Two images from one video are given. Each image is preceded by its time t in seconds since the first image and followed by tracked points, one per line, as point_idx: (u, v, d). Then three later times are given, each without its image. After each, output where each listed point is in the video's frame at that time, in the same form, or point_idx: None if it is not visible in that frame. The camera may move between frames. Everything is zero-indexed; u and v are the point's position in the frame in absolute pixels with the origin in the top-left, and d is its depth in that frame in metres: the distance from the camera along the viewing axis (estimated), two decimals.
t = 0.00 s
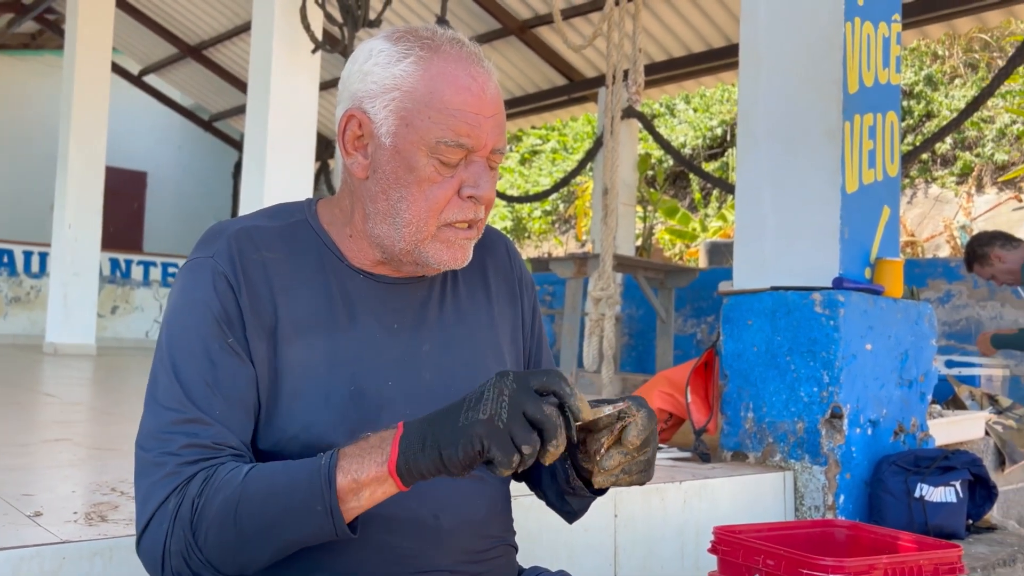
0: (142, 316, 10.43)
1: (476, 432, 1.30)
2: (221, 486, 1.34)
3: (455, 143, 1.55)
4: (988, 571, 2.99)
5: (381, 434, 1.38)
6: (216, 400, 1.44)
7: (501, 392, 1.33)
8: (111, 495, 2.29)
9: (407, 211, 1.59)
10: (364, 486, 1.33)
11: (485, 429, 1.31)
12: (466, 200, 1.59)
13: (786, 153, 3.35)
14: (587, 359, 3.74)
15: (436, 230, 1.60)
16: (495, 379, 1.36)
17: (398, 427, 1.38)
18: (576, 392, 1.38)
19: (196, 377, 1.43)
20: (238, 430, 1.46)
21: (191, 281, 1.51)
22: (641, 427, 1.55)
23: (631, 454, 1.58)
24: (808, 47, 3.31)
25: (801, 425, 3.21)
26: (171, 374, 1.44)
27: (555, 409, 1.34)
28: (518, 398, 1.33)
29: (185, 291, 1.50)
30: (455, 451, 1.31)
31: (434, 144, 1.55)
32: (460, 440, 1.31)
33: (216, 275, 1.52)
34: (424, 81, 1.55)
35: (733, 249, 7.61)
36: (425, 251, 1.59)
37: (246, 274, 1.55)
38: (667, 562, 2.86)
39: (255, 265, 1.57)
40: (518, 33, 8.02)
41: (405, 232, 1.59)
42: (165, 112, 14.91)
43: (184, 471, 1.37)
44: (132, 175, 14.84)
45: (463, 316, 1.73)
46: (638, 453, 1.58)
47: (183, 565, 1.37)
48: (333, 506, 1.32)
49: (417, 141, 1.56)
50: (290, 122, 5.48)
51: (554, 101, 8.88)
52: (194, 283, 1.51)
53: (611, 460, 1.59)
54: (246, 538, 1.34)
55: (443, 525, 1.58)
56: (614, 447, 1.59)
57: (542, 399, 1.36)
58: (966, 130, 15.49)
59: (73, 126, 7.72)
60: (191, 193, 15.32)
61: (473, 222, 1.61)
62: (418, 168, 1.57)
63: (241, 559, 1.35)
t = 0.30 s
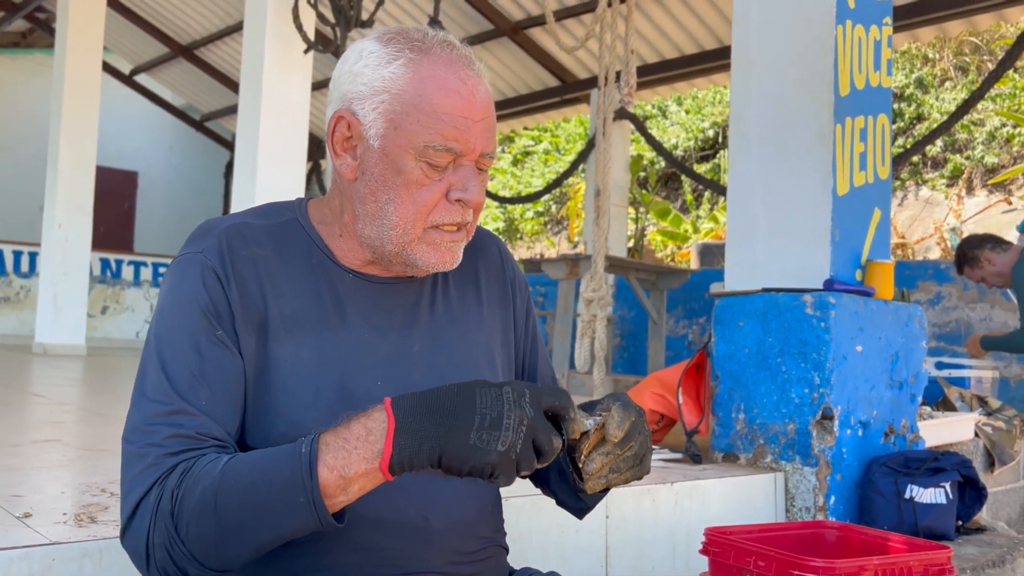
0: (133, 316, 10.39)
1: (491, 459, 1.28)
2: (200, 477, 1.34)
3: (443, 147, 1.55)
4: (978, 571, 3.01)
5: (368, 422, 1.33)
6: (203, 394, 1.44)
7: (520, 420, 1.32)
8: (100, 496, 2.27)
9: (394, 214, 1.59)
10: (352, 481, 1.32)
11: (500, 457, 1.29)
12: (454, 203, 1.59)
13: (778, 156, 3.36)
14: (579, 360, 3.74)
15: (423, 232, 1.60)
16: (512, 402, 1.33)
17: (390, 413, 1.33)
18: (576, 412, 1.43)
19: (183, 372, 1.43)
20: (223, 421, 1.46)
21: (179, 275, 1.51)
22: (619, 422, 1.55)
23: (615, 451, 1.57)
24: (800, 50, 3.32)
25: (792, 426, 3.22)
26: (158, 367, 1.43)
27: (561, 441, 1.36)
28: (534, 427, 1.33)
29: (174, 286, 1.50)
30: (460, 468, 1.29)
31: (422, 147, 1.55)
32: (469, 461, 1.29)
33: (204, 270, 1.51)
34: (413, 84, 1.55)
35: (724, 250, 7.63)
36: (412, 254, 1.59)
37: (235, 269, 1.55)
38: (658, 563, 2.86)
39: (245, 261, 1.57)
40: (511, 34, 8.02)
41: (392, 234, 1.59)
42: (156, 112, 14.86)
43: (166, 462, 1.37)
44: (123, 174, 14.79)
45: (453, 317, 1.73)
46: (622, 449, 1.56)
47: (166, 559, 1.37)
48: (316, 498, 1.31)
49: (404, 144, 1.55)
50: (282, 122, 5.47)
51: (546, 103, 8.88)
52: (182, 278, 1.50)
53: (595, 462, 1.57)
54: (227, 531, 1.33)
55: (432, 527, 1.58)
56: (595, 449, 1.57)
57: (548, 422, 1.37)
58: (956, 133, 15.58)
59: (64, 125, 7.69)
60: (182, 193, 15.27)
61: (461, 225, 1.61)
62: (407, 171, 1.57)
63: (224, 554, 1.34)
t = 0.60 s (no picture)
0: (126, 316, 10.37)
1: (482, 431, 1.30)
2: (206, 481, 1.35)
3: (443, 150, 1.55)
4: (969, 571, 3.02)
5: (374, 435, 1.38)
6: (201, 396, 1.44)
7: (511, 399, 1.34)
8: (93, 496, 2.27)
9: (393, 216, 1.59)
10: (354, 487, 1.33)
11: (492, 430, 1.30)
12: (453, 205, 1.59)
13: (772, 158, 3.37)
14: (573, 360, 3.74)
15: (422, 235, 1.60)
16: (503, 390, 1.36)
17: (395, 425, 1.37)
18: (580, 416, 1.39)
19: (179, 374, 1.43)
20: (221, 423, 1.46)
21: (176, 276, 1.51)
22: (619, 445, 1.53)
23: (608, 472, 1.57)
24: (794, 52, 3.32)
25: (784, 426, 3.23)
26: (153, 368, 1.44)
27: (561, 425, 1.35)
28: (526, 408, 1.34)
29: (171, 287, 1.50)
30: (457, 451, 1.31)
31: (422, 150, 1.55)
32: (463, 442, 1.31)
33: (201, 272, 1.51)
34: (414, 86, 1.55)
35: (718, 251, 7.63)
36: (411, 256, 1.60)
37: (232, 271, 1.55)
38: (651, 563, 2.86)
39: (242, 263, 1.57)
40: (505, 35, 8.03)
41: (391, 236, 1.59)
42: (149, 111, 14.83)
43: (171, 463, 1.37)
44: (116, 174, 14.75)
45: (450, 318, 1.73)
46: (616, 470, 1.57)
47: (163, 561, 1.37)
48: (320, 504, 1.32)
49: (405, 147, 1.55)
50: (276, 122, 5.47)
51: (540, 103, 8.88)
52: (178, 279, 1.50)
53: (586, 478, 1.58)
54: (229, 536, 1.34)
55: (428, 527, 1.58)
56: (588, 467, 1.57)
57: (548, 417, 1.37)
58: (949, 134, 15.63)
59: (57, 124, 7.66)
60: (175, 193, 15.24)
61: (460, 227, 1.61)
62: (406, 173, 1.57)
63: (223, 557, 1.35)
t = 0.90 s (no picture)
0: (121, 314, 10.36)
1: (474, 473, 1.29)
2: (197, 491, 1.35)
3: (443, 150, 1.55)
4: (964, 571, 3.03)
5: (363, 445, 1.36)
6: (196, 399, 1.44)
7: (499, 431, 1.32)
8: (89, 494, 2.27)
9: (393, 215, 1.59)
10: (346, 501, 1.34)
11: (483, 469, 1.30)
12: (453, 205, 1.59)
13: (768, 158, 3.37)
14: (569, 359, 3.74)
15: (422, 234, 1.60)
16: (490, 415, 1.33)
17: (383, 440, 1.35)
18: (570, 420, 1.41)
19: (176, 377, 1.43)
20: (216, 428, 1.46)
21: (173, 278, 1.51)
22: (633, 441, 1.56)
23: (617, 470, 1.58)
24: (791, 53, 3.33)
25: (780, 426, 3.23)
26: (150, 371, 1.43)
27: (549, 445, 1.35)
28: (515, 435, 1.33)
29: (168, 289, 1.50)
30: (448, 485, 1.31)
31: (422, 150, 1.55)
32: (454, 478, 1.30)
33: (198, 273, 1.51)
34: (414, 85, 1.54)
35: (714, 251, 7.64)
36: (411, 255, 1.59)
37: (229, 272, 1.55)
38: (648, 563, 2.87)
39: (239, 264, 1.57)
40: (501, 34, 8.04)
41: (392, 235, 1.59)
42: (145, 109, 14.81)
43: (161, 472, 1.38)
44: (112, 173, 14.73)
45: (448, 319, 1.73)
46: (625, 468, 1.59)
47: (155, 567, 1.38)
48: (312, 518, 1.33)
49: (405, 147, 1.55)
50: (272, 122, 5.46)
51: (536, 102, 8.88)
52: (176, 280, 1.50)
53: (595, 478, 1.58)
54: (221, 546, 1.35)
55: (425, 527, 1.59)
56: (597, 466, 1.58)
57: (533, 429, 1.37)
58: (944, 135, 15.68)
59: (53, 123, 7.64)
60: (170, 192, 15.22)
61: (459, 226, 1.61)
62: (405, 173, 1.57)
63: (216, 565, 1.37)
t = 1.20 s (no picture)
0: (119, 313, 10.35)
1: (480, 482, 1.31)
2: (198, 491, 1.35)
3: (436, 147, 1.55)
4: (961, 571, 3.03)
5: (367, 453, 1.37)
6: (191, 398, 1.44)
7: (508, 441, 1.34)
8: (86, 493, 2.27)
9: (387, 214, 1.59)
10: (345, 508, 1.34)
11: (488, 479, 1.31)
12: (447, 203, 1.59)
13: (765, 157, 3.37)
14: (567, 359, 3.73)
15: (416, 231, 1.60)
16: (499, 425, 1.35)
17: (388, 446, 1.36)
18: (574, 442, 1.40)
19: (171, 376, 1.43)
20: (213, 428, 1.46)
21: (168, 276, 1.50)
22: (627, 447, 1.56)
23: (616, 477, 1.57)
24: (788, 52, 3.33)
25: (778, 425, 3.23)
26: (146, 370, 1.44)
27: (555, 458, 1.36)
28: (524, 448, 1.34)
29: (162, 288, 1.50)
30: (452, 493, 1.32)
31: (414, 147, 1.54)
32: (458, 486, 1.31)
33: (192, 271, 1.51)
34: (405, 83, 1.54)
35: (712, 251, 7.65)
36: (405, 253, 1.59)
37: (223, 271, 1.55)
38: (646, 562, 2.87)
39: (233, 262, 1.56)
40: (500, 33, 8.04)
41: (385, 233, 1.59)
42: (142, 108, 14.79)
43: (161, 470, 1.37)
44: (110, 171, 14.71)
45: (443, 316, 1.73)
46: (624, 476, 1.58)
47: (153, 567, 1.38)
48: (310, 523, 1.33)
49: (397, 144, 1.55)
50: (270, 120, 5.46)
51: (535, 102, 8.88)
52: (171, 279, 1.50)
53: (597, 485, 1.57)
54: (219, 548, 1.35)
55: (421, 525, 1.58)
56: (598, 472, 1.57)
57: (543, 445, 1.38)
58: (942, 135, 15.69)
59: (51, 122, 7.63)
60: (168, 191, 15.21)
61: (453, 224, 1.61)
62: (398, 171, 1.57)
63: (213, 567, 1.37)
